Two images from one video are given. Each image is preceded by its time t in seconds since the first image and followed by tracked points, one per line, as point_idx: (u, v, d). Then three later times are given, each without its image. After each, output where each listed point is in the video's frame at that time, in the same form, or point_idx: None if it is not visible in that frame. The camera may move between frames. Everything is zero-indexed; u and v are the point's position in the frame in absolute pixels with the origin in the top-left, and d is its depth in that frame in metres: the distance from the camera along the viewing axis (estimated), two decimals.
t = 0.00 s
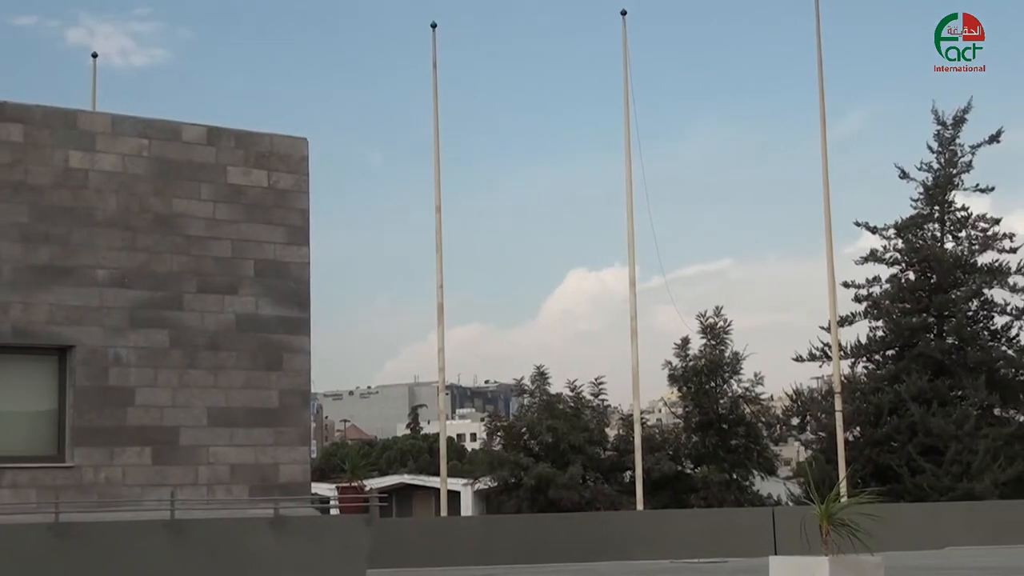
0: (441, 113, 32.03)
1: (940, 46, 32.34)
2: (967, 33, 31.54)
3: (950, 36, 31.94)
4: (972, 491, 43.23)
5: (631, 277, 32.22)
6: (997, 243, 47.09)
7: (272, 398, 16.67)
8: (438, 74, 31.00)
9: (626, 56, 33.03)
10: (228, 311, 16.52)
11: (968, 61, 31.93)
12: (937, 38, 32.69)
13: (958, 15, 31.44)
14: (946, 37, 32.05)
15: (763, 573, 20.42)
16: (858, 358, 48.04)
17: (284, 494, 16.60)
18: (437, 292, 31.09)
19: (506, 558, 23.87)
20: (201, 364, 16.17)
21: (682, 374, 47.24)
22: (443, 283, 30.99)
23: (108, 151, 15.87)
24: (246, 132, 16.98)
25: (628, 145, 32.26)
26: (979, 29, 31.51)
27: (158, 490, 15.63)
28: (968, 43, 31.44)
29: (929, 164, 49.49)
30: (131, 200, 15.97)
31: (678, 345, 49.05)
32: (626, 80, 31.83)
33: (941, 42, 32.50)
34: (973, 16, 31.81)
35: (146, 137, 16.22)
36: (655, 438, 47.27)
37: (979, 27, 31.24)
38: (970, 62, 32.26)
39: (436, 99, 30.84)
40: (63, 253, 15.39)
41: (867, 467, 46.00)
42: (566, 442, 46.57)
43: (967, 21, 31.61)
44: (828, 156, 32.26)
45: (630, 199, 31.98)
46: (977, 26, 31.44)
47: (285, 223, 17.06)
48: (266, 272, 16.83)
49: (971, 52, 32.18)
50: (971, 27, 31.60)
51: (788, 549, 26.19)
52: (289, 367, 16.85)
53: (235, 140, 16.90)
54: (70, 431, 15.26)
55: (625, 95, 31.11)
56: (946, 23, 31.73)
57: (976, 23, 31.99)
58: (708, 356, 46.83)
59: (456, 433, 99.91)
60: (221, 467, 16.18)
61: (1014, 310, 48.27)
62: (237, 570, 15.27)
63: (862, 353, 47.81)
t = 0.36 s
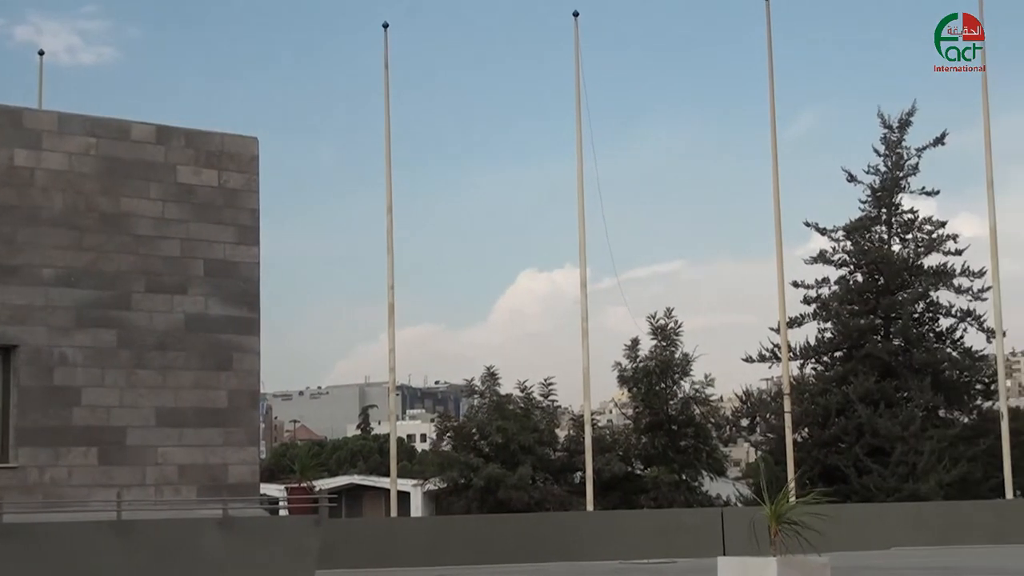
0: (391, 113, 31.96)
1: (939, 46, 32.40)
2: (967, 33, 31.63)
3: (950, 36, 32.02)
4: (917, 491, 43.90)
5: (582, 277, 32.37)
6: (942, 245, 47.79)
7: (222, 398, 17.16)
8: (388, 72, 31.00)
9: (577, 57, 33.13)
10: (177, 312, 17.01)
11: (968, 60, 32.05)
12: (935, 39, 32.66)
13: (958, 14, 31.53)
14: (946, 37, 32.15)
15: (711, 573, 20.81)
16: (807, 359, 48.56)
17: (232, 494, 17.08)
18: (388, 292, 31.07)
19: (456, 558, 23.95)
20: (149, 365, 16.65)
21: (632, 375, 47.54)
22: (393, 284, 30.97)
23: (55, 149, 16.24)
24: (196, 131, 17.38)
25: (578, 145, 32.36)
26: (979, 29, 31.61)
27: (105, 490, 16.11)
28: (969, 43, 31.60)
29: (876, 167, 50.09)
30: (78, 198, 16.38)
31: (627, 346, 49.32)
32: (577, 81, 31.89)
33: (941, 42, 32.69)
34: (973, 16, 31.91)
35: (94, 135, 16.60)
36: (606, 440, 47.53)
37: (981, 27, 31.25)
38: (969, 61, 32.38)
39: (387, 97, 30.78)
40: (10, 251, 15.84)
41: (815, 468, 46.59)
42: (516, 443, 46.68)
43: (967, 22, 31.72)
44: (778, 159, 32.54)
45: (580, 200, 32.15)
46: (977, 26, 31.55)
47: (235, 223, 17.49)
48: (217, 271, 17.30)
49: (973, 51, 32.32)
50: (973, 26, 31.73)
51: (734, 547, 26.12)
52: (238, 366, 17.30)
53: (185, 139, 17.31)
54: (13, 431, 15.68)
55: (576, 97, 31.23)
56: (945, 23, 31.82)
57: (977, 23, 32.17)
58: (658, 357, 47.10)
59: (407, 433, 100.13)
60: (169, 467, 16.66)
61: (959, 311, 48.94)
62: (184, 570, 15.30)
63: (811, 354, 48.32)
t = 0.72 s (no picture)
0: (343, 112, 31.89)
1: (939, 45, 32.78)
2: (967, 33, 31.98)
3: (949, 35, 32.36)
4: (865, 492, 44.29)
5: (534, 278, 32.50)
6: (891, 247, 48.40)
7: (172, 399, 18.08)
8: (340, 69, 31.02)
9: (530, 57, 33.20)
10: (126, 311, 17.91)
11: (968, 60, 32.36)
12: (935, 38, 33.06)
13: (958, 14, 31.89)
14: (946, 36, 32.51)
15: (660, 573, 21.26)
16: (758, 360, 49.02)
17: (181, 494, 17.96)
18: (340, 292, 31.02)
19: (406, 559, 23.96)
20: (97, 364, 17.54)
21: (584, 376, 47.65)
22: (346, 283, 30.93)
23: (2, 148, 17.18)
24: (146, 131, 18.37)
25: (532, 145, 32.50)
26: (979, 29, 31.93)
27: (52, 490, 16.93)
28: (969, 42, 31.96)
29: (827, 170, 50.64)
30: (26, 197, 17.33)
31: (581, 346, 49.52)
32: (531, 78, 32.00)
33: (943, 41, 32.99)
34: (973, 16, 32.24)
35: (42, 134, 17.55)
36: (558, 441, 47.53)
37: (980, 28, 31.57)
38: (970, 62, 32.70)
39: (339, 97, 30.69)
40: None
41: (766, 469, 47.10)
42: (468, 444, 46.71)
43: (966, 22, 32.07)
44: (729, 161, 32.84)
45: (533, 199, 32.28)
46: (977, 26, 31.92)
47: (185, 222, 18.55)
48: (167, 271, 18.28)
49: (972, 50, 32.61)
50: (972, 26, 32.06)
51: (685, 548, 25.92)
52: (188, 367, 18.31)
53: (134, 138, 18.28)
54: None
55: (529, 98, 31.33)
56: (945, 22, 32.16)
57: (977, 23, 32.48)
58: (612, 359, 47.36)
59: (359, 433, 99.82)
60: (117, 468, 17.50)
61: (908, 313, 49.60)
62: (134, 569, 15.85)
63: (762, 356, 48.81)
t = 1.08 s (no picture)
0: (296, 112, 31.85)
1: (939, 46, 33.36)
2: (967, 33, 32.46)
3: (950, 36, 32.89)
4: (815, 493, 44.55)
5: (487, 280, 32.61)
6: (842, 250, 48.99)
7: (121, 398, 18.29)
8: (293, 71, 31.09)
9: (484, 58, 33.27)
10: (76, 310, 18.15)
11: (968, 61, 32.86)
12: (934, 39, 33.62)
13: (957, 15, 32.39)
14: (946, 37, 33.10)
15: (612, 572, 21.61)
16: (711, 362, 49.40)
17: (131, 495, 18.21)
18: (293, 293, 30.94)
19: (354, 559, 23.99)
20: (46, 364, 17.76)
21: (539, 377, 47.94)
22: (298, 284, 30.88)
23: None
24: (97, 129, 18.56)
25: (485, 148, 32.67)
26: (979, 30, 32.43)
27: None
28: (969, 42, 32.45)
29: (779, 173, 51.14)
30: None
31: (537, 347, 49.69)
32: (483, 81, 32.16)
33: (942, 41, 33.39)
34: (973, 17, 32.77)
35: None
36: (510, 443, 47.64)
37: (980, 28, 32.06)
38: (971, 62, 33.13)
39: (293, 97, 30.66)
40: None
41: (718, 470, 47.33)
42: (420, 445, 46.73)
43: (967, 22, 32.60)
44: (683, 163, 33.09)
45: (485, 200, 32.37)
46: (977, 26, 32.39)
47: (137, 221, 18.80)
48: (116, 270, 18.51)
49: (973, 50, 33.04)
50: (972, 26, 32.53)
51: (638, 550, 25.74)
52: (139, 366, 18.56)
53: (84, 136, 18.45)
54: None
55: (483, 99, 31.40)
56: (945, 22, 32.63)
57: (977, 22, 32.91)
58: (568, 359, 47.66)
59: (311, 435, 99.43)
60: (66, 469, 17.72)
61: (858, 315, 50.27)
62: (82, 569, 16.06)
63: (714, 358, 49.18)
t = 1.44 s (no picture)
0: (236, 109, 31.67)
1: (940, 46, 33.29)
2: (966, 34, 32.57)
3: (950, 35, 32.99)
4: (754, 495, 44.90)
5: (428, 281, 32.52)
6: (782, 254, 49.50)
7: (56, 399, 18.54)
8: (235, 68, 30.88)
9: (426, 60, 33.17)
10: (10, 309, 18.39)
11: (968, 61, 32.77)
12: (934, 40, 33.60)
13: (956, 16, 32.49)
14: (946, 37, 33.03)
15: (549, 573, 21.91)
16: (650, 364, 49.68)
17: (65, 496, 18.47)
18: (233, 293, 30.63)
19: (293, 561, 23.88)
20: None
21: (480, 378, 48.25)
22: (239, 284, 30.57)
23: None
24: (33, 127, 18.75)
25: (427, 149, 32.65)
26: (979, 29, 32.52)
27: None
28: (969, 43, 32.50)
29: (721, 176, 51.57)
30: None
31: (480, 349, 49.70)
32: (426, 82, 32.16)
33: (943, 40, 33.50)
34: (972, 17, 32.86)
35: None
36: (450, 445, 47.43)
37: (979, 27, 32.08)
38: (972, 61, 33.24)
39: (234, 95, 30.42)
40: None
41: (657, 473, 47.65)
42: (359, 447, 46.63)
43: (966, 22, 32.71)
44: (626, 166, 33.23)
45: (427, 201, 32.28)
46: (976, 26, 32.44)
47: (74, 220, 19.00)
48: (51, 269, 18.71)
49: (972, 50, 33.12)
50: (971, 26, 32.60)
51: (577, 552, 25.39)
52: (74, 367, 18.79)
53: (20, 135, 18.65)
54: None
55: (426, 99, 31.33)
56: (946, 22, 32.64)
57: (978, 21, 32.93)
58: (509, 360, 47.80)
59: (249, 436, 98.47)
60: None
61: (796, 319, 50.84)
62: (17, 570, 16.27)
63: (655, 360, 49.50)
